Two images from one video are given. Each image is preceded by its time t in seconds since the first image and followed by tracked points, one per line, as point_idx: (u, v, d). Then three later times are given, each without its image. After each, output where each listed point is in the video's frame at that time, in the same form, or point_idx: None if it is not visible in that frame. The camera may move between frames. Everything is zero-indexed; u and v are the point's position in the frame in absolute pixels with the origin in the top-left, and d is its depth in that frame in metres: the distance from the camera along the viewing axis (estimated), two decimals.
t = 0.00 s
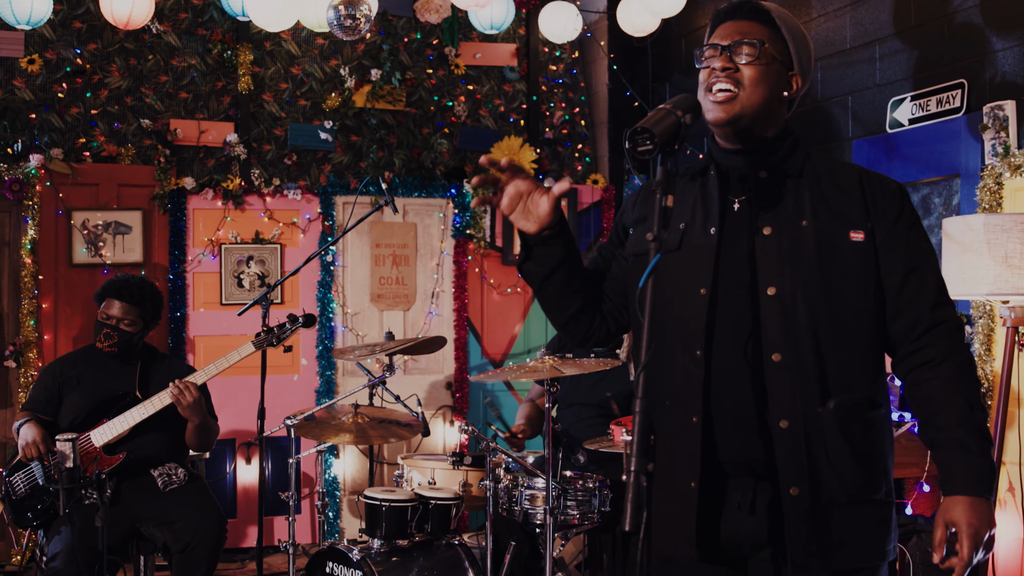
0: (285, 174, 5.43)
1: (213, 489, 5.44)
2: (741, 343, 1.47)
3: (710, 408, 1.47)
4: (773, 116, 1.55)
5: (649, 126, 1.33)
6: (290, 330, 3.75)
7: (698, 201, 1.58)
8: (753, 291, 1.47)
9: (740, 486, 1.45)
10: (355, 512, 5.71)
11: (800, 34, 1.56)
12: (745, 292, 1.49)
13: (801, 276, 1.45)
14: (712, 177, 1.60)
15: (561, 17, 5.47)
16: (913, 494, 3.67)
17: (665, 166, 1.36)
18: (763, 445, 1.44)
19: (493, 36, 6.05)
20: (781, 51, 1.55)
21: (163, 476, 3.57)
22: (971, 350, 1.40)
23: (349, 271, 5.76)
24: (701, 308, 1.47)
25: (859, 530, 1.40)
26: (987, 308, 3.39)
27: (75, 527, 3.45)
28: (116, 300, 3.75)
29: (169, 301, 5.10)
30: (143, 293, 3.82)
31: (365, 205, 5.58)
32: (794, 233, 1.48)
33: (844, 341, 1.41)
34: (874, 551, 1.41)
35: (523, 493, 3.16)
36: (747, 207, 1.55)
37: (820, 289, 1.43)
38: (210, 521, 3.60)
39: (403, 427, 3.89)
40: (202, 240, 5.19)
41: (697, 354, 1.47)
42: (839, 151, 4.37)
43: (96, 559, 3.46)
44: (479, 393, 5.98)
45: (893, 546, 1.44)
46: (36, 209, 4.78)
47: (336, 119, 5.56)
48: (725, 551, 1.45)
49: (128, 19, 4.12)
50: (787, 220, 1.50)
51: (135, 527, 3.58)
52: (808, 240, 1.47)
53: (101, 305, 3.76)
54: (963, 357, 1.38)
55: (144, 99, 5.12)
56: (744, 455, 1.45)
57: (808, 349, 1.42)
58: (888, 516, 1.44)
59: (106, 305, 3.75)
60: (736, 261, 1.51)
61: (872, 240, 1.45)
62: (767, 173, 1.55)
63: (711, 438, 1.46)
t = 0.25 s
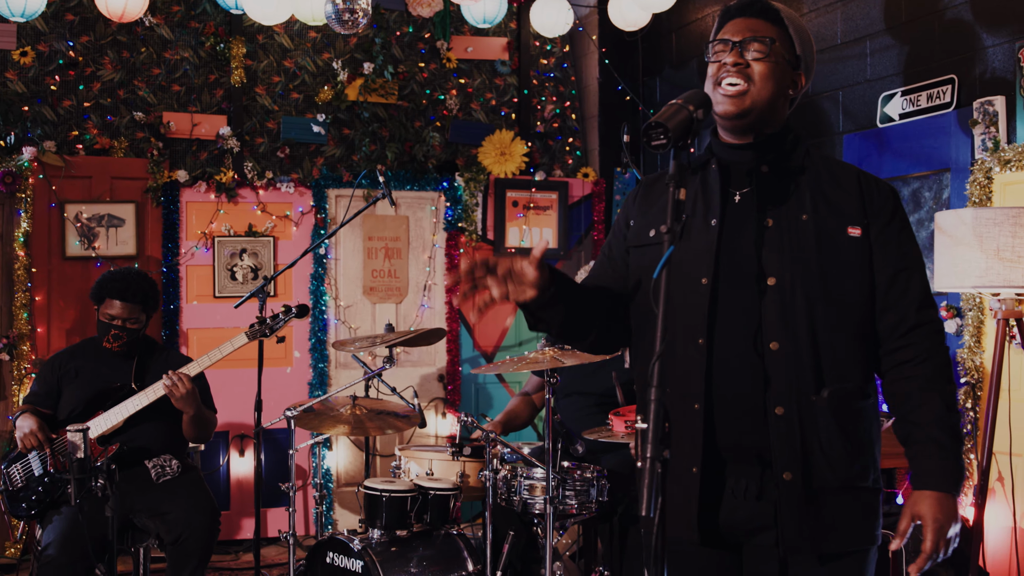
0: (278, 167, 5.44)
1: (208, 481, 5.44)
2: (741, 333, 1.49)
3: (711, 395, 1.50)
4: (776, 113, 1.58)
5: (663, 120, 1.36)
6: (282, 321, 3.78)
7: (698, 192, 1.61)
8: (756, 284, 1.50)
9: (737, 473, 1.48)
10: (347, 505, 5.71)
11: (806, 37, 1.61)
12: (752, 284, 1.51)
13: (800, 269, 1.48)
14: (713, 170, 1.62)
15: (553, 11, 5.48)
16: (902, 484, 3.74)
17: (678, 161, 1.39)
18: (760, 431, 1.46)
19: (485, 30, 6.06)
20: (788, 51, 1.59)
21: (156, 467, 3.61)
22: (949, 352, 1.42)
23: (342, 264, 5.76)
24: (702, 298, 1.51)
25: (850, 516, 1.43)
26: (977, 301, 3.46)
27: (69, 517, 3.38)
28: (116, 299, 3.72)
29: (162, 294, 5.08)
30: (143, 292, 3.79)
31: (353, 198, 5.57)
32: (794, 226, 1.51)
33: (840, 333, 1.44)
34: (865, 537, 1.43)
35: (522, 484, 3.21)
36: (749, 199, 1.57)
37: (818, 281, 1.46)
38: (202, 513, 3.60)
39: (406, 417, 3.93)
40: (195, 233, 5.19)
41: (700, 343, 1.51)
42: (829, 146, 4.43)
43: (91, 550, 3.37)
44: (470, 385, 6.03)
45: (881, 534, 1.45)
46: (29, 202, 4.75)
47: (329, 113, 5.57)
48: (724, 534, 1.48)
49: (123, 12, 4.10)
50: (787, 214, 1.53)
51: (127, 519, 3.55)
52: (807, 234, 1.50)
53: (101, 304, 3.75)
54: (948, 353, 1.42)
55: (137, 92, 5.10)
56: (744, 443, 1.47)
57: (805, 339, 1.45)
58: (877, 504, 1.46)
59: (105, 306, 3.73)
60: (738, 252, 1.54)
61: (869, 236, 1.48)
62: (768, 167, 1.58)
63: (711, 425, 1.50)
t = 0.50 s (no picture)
0: (271, 160, 5.43)
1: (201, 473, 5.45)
2: (744, 327, 1.49)
3: (716, 387, 1.50)
4: (777, 108, 1.60)
5: (675, 116, 1.39)
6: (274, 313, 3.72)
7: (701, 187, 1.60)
8: (761, 277, 1.50)
9: (741, 461, 1.47)
10: (340, 497, 5.72)
11: (805, 34, 1.64)
12: (759, 275, 1.50)
13: (802, 264, 1.48)
14: (714, 166, 1.61)
15: (544, 5, 5.50)
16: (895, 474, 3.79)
17: (690, 157, 1.42)
18: (764, 424, 1.46)
19: (476, 24, 6.07)
20: (789, 47, 1.62)
21: (150, 459, 3.43)
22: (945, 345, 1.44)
23: (334, 257, 5.78)
24: (706, 292, 1.50)
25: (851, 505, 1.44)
26: (966, 293, 3.53)
27: (62, 508, 3.26)
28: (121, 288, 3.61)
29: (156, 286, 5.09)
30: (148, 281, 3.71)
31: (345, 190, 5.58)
32: (795, 222, 1.51)
33: (841, 326, 1.45)
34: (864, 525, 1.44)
35: (520, 474, 3.26)
36: (752, 193, 1.57)
37: (819, 276, 1.47)
38: (195, 505, 3.42)
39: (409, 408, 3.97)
40: (189, 226, 5.18)
41: (704, 336, 1.50)
42: (820, 140, 4.48)
43: (83, 540, 3.24)
44: (462, 376, 6.05)
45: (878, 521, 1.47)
46: (22, 194, 4.76)
47: (322, 106, 5.57)
48: (729, 521, 1.47)
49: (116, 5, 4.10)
50: (788, 209, 1.53)
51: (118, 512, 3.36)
52: (808, 230, 1.50)
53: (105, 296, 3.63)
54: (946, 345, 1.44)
55: (130, 85, 5.10)
56: (748, 435, 1.47)
57: (807, 334, 1.45)
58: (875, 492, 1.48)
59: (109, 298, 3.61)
60: (742, 247, 1.53)
61: (867, 232, 1.49)
62: (770, 163, 1.58)
63: (716, 417, 1.49)
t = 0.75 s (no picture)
0: (265, 152, 5.44)
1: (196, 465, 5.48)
2: (748, 317, 1.52)
3: (721, 375, 1.53)
4: (774, 103, 1.62)
5: (683, 110, 1.42)
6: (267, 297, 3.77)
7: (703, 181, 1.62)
8: (764, 269, 1.53)
9: (746, 448, 1.50)
10: (334, 489, 5.73)
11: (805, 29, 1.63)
12: (762, 266, 1.54)
13: (804, 256, 1.52)
14: (716, 159, 1.63)
15: None
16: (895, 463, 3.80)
17: (697, 149, 1.45)
18: (768, 411, 1.50)
19: (469, 17, 6.09)
20: (786, 41, 1.62)
21: (146, 448, 3.40)
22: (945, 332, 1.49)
23: (328, 249, 5.78)
24: (710, 283, 1.53)
25: (852, 489, 1.48)
26: (957, 285, 3.60)
27: (59, 498, 3.23)
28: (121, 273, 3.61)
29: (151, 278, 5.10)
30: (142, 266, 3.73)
31: (341, 183, 5.61)
32: (797, 215, 1.55)
33: (843, 316, 1.50)
34: (864, 510, 1.49)
35: (519, 462, 3.30)
36: (754, 186, 1.60)
37: (821, 267, 1.51)
38: (192, 494, 3.39)
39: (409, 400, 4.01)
40: (183, 218, 5.19)
41: (707, 326, 1.53)
42: (812, 133, 4.54)
43: (81, 529, 3.23)
44: (455, 368, 6.09)
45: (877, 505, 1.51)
46: (17, 186, 4.74)
47: (315, 98, 5.57)
48: (734, 507, 1.49)
49: None
50: (790, 202, 1.56)
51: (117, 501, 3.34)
52: (809, 223, 1.54)
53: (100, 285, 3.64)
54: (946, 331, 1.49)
55: (124, 77, 5.08)
56: (753, 422, 1.50)
57: (809, 324, 1.49)
58: (873, 477, 1.53)
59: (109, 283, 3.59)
60: (747, 238, 1.56)
61: (866, 224, 1.53)
62: (771, 157, 1.61)
63: (720, 406, 1.52)
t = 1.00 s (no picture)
0: (259, 144, 5.44)
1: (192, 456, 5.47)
2: (751, 307, 1.56)
3: (725, 365, 1.56)
4: (777, 95, 1.66)
5: (692, 103, 1.45)
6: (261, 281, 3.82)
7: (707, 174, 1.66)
8: (766, 259, 1.57)
9: (750, 434, 1.54)
10: (328, 480, 5.77)
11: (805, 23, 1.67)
12: (765, 257, 1.57)
13: (806, 247, 1.56)
14: (720, 152, 1.67)
15: None
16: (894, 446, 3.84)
17: (704, 142, 1.49)
18: (771, 398, 1.54)
19: (463, 10, 6.10)
20: (789, 35, 1.65)
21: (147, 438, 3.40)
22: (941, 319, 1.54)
23: (322, 240, 5.79)
24: (715, 273, 1.57)
25: (854, 474, 1.52)
26: (948, 276, 3.66)
27: (60, 486, 3.22)
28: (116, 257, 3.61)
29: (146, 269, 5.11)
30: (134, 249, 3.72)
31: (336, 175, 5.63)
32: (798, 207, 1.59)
33: (844, 305, 1.54)
34: (866, 495, 1.52)
35: (518, 451, 3.35)
36: (756, 179, 1.64)
37: (822, 257, 1.55)
38: (193, 483, 3.38)
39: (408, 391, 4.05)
40: (178, 209, 5.19)
41: (713, 316, 1.57)
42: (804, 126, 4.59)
43: (81, 517, 3.22)
44: (448, 359, 6.08)
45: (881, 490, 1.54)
46: (12, 176, 4.75)
47: (309, 90, 5.57)
48: (738, 492, 1.53)
49: None
50: (791, 194, 1.60)
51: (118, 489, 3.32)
52: (811, 215, 1.58)
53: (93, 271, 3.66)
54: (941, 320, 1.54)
55: (119, 68, 5.07)
56: (756, 409, 1.54)
57: (811, 313, 1.53)
58: (875, 463, 1.56)
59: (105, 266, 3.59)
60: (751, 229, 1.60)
61: (866, 215, 1.58)
62: (773, 150, 1.65)
63: (725, 394, 1.56)
